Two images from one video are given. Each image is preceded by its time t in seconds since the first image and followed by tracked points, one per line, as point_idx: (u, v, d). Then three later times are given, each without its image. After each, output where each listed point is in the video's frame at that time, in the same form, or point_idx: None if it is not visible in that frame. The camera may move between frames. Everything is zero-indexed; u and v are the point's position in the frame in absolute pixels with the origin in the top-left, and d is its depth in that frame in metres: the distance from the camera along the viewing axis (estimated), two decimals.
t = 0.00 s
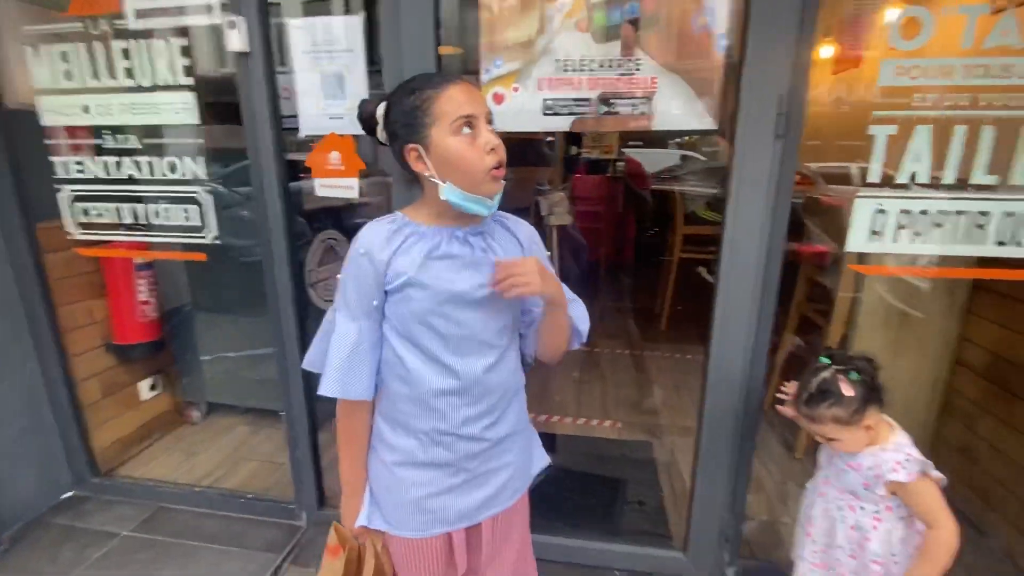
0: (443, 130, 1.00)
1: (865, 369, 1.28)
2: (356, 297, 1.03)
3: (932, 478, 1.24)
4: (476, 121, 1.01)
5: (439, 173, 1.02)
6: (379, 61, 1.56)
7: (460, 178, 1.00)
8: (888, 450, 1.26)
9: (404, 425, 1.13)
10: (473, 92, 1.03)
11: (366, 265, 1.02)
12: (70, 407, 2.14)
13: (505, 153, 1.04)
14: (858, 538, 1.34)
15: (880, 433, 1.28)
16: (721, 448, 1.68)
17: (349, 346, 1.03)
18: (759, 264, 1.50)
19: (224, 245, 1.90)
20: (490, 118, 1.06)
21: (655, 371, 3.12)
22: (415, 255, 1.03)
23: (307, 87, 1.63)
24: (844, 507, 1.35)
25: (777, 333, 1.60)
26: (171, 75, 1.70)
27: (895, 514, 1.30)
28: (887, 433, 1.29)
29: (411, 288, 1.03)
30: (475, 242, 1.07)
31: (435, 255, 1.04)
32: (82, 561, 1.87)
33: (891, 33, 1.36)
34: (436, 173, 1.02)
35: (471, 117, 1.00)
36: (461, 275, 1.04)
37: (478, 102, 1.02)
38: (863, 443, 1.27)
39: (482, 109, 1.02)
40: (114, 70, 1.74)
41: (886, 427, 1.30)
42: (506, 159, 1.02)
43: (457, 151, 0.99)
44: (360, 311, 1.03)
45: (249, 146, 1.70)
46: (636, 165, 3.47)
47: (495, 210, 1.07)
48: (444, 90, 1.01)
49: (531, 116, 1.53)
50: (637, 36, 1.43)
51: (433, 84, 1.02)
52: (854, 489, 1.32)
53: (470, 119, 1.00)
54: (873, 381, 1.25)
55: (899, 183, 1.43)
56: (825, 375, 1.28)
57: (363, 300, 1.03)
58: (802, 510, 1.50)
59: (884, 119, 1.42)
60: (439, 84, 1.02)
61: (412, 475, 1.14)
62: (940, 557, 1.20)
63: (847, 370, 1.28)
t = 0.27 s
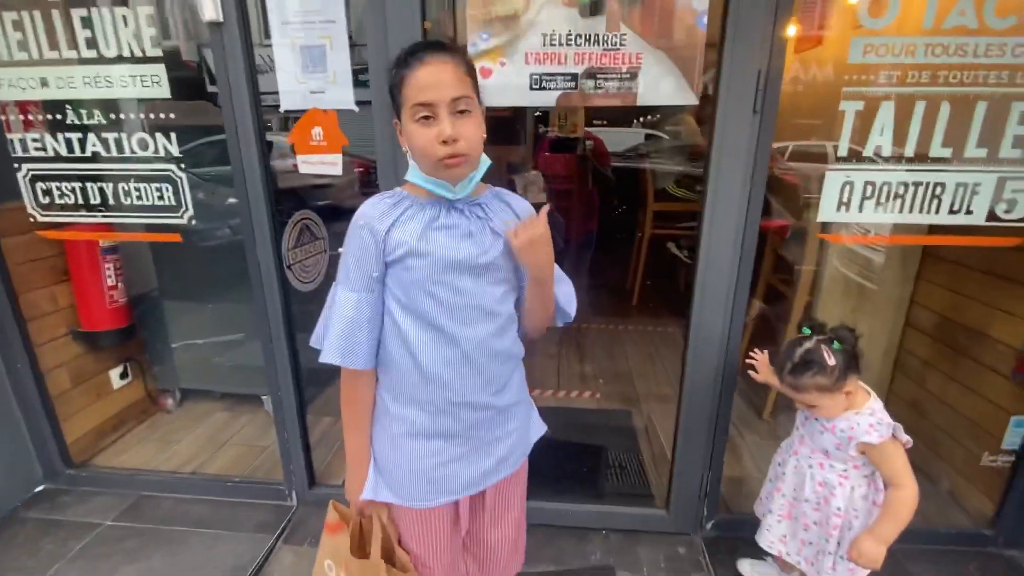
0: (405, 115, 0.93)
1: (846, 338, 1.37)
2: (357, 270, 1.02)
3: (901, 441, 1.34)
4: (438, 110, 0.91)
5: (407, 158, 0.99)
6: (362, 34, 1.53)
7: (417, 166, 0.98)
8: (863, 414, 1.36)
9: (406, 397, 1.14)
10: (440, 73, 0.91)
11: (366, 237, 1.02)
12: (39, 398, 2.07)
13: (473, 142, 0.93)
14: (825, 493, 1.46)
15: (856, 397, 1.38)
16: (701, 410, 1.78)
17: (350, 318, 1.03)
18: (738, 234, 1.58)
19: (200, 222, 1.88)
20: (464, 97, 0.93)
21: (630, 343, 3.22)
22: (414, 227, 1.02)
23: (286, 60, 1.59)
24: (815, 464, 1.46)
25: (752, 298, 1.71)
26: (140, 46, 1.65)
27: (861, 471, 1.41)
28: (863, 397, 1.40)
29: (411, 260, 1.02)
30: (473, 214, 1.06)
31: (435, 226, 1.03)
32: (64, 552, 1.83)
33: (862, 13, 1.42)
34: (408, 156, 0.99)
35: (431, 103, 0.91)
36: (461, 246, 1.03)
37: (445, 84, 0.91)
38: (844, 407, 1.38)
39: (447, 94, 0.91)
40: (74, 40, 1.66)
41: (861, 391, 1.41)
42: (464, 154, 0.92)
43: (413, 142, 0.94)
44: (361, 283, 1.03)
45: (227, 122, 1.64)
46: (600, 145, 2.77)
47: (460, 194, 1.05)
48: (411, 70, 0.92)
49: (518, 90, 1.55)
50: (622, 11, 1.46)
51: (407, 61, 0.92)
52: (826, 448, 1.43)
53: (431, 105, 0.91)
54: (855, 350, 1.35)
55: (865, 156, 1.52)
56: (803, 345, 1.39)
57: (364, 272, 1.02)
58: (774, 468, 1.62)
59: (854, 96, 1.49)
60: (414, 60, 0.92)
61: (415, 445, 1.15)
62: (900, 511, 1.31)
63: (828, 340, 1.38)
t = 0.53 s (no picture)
0: (416, 106, 0.96)
1: (816, 320, 1.41)
2: (359, 258, 1.03)
3: (866, 418, 1.39)
4: (448, 102, 0.94)
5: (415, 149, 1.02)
6: (358, 26, 1.52)
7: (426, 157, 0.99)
8: (832, 393, 1.40)
9: (403, 389, 1.13)
10: (454, 67, 0.94)
11: (369, 225, 1.02)
12: (21, 398, 2.02)
13: (481, 137, 0.96)
14: (798, 474, 1.49)
15: (826, 377, 1.42)
16: (694, 401, 1.80)
17: (350, 306, 1.03)
18: (730, 228, 1.61)
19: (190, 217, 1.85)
20: (477, 93, 0.96)
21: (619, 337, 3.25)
22: (416, 218, 1.02)
23: (279, 53, 1.56)
24: (788, 445, 1.50)
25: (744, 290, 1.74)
26: (127, 36, 1.61)
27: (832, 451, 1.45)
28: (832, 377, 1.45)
29: (410, 251, 1.02)
30: (476, 207, 1.05)
31: (436, 219, 1.02)
32: (51, 554, 1.80)
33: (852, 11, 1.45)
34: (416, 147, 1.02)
35: (442, 96, 0.94)
36: (461, 240, 1.02)
37: (458, 78, 0.94)
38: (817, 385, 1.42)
39: (459, 88, 0.94)
40: (58, 30, 1.62)
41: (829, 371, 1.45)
42: (472, 146, 0.95)
43: (423, 132, 0.96)
44: (362, 272, 1.03)
45: (218, 115, 1.62)
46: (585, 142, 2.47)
47: (466, 190, 1.03)
48: (426, 62, 0.95)
49: (515, 84, 1.56)
50: (618, 7, 1.48)
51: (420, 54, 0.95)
52: (798, 428, 1.47)
53: (442, 98, 0.94)
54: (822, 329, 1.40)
55: (853, 151, 1.56)
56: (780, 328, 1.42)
57: (364, 261, 1.03)
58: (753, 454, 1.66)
59: (843, 92, 1.53)
60: (427, 54, 0.95)
61: (410, 437, 1.14)
62: (871, 489, 1.35)
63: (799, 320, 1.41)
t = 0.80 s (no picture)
0: (433, 114, 1.00)
1: (800, 326, 1.44)
2: (372, 270, 1.03)
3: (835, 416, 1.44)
4: (466, 106, 0.98)
5: (432, 156, 1.04)
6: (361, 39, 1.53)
7: (444, 162, 1.01)
8: (801, 396, 1.45)
9: (413, 403, 1.12)
10: (470, 75, 0.98)
11: (383, 239, 1.02)
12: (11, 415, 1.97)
13: (497, 140, 1.00)
14: (777, 475, 1.52)
15: (797, 378, 1.47)
16: (697, 411, 1.81)
17: (363, 318, 1.04)
18: (730, 239, 1.63)
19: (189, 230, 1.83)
20: (492, 99, 1.00)
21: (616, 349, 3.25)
22: (430, 233, 1.03)
23: (282, 66, 1.57)
24: (766, 447, 1.54)
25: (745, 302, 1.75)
26: (128, 50, 1.61)
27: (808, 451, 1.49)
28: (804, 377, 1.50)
29: (423, 265, 1.02)
30: (488, 222, 1.06)
31: (449, 234, 1.03)
32: None
33: (847, 29, 1.49)
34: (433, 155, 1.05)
35: (459, 102, 0.97)
36: (473, 254, 1.03)
37: (474, 85, 0.98)
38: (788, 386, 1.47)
39: (475, 93, 0.98)
40: (58, 44, 1.61)
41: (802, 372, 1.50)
42: (489, 147, 0.98)
43: (442, 136, 0.99)
44: (376, 284, 1.04)
45: (220, 127, 1.61)
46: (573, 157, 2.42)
47: (485, 196, 1.03)
48: (443, 72, 0.99)
49: (517, 98, 1.57)
50: (618, 22, 1.52)
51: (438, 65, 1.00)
52: (774, 429, 1.51)
53: (459, 104, 0.98)
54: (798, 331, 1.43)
55: (850, 164, 1.59)
56: (755, 324, 1.49)
57: (378, 274, 1.03)
58: (736, 457, 1.69)
59: (839, 106, 1.56)
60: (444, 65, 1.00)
61: (419, 451, 1.13)
62: (844, 485, 1.39)
63: (780, 321, 1.46)
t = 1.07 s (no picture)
0: (438, 116, 1.00)
1: (807, 344, 1.41)
2: (379, 280, 1.00)
3: (819, 426, 1.42)
4: (467, 108, 0.97)
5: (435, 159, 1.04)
6: (358, 44, 1.50)
7: (444, 165, 1.00)
8: (788, 402, 1.43)
9: (421, 414, 1.10)
10: (476, 77, 0.98)
11: (390, 247, 1.00)
12: None
13: (499, 143, 0.98)
14: (760, 480, 1.52)
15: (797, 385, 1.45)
16: (698, 417, 1.80)
17: (369, 329, 1.01)
18: (731, 246, 1.63)
19: (178, 239, 1.77)
20: (495, 102, 0.99)
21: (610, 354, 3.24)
22: (438, 241, 1.00)
23: (276, 72, 1.54)
24: (750, 452, 1.54)
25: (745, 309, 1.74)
26: (114, 54, 1.56)
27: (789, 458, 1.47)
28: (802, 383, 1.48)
29: (432, 275, 0.99)
30: (497, 230, 1.03)
31: (458, 243, 1.00)
32: None
33: (843, 37, 1.51)
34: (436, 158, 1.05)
35: (463, 103, 0.97)
36: (482, 262, 1.00)
37: (479, 87, 0.98)
38: (781, 391, 1.46)
39: (480, 95, 0.97)
40: (40, 47, 1.56)
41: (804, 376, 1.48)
42: (487, 149, 0.96)
43: (443, 139, 0.99)
44: (382, 294, 1.01)
45: (211, 135, 1.57)
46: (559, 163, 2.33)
47: (486, 202, 1.01)
48: (450, 75, 1.00)
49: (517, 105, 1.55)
50: (617, 29, 1.52)
51: (446, 69, 1.01)
52: (758, 434, 1.51)
53: (463, 105, 0.97)
54: (802, 340, 1.41)
55: (848, 170, 1.60)
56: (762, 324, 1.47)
57: (385, 283, 1.00)
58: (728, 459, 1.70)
59: (836, 114, 1.57)
60: (453, 69, 1.01)
61: (427, 462, 1.11)
62: (817, 497, 1.39)
63: (790, 326, 1.44)
